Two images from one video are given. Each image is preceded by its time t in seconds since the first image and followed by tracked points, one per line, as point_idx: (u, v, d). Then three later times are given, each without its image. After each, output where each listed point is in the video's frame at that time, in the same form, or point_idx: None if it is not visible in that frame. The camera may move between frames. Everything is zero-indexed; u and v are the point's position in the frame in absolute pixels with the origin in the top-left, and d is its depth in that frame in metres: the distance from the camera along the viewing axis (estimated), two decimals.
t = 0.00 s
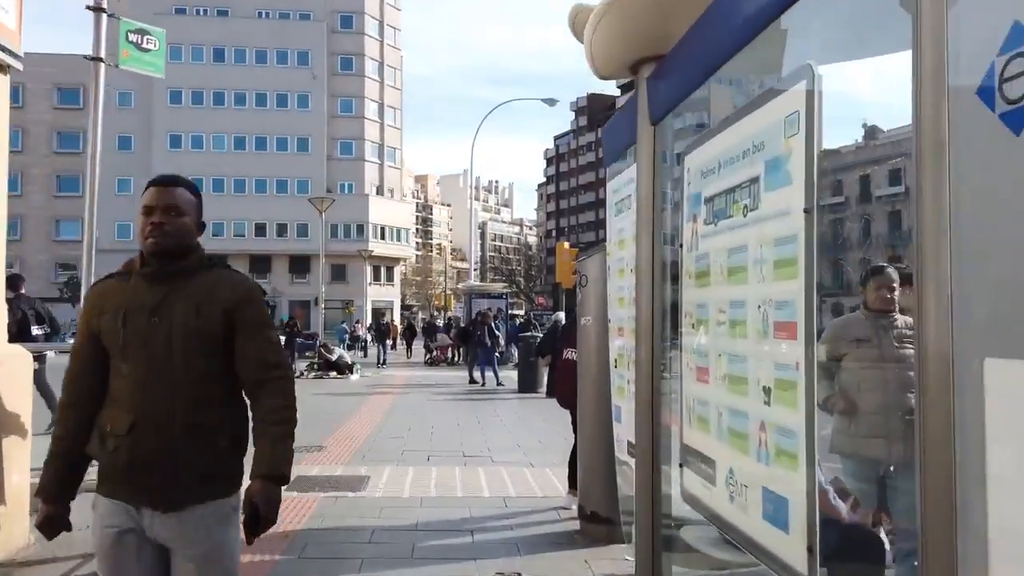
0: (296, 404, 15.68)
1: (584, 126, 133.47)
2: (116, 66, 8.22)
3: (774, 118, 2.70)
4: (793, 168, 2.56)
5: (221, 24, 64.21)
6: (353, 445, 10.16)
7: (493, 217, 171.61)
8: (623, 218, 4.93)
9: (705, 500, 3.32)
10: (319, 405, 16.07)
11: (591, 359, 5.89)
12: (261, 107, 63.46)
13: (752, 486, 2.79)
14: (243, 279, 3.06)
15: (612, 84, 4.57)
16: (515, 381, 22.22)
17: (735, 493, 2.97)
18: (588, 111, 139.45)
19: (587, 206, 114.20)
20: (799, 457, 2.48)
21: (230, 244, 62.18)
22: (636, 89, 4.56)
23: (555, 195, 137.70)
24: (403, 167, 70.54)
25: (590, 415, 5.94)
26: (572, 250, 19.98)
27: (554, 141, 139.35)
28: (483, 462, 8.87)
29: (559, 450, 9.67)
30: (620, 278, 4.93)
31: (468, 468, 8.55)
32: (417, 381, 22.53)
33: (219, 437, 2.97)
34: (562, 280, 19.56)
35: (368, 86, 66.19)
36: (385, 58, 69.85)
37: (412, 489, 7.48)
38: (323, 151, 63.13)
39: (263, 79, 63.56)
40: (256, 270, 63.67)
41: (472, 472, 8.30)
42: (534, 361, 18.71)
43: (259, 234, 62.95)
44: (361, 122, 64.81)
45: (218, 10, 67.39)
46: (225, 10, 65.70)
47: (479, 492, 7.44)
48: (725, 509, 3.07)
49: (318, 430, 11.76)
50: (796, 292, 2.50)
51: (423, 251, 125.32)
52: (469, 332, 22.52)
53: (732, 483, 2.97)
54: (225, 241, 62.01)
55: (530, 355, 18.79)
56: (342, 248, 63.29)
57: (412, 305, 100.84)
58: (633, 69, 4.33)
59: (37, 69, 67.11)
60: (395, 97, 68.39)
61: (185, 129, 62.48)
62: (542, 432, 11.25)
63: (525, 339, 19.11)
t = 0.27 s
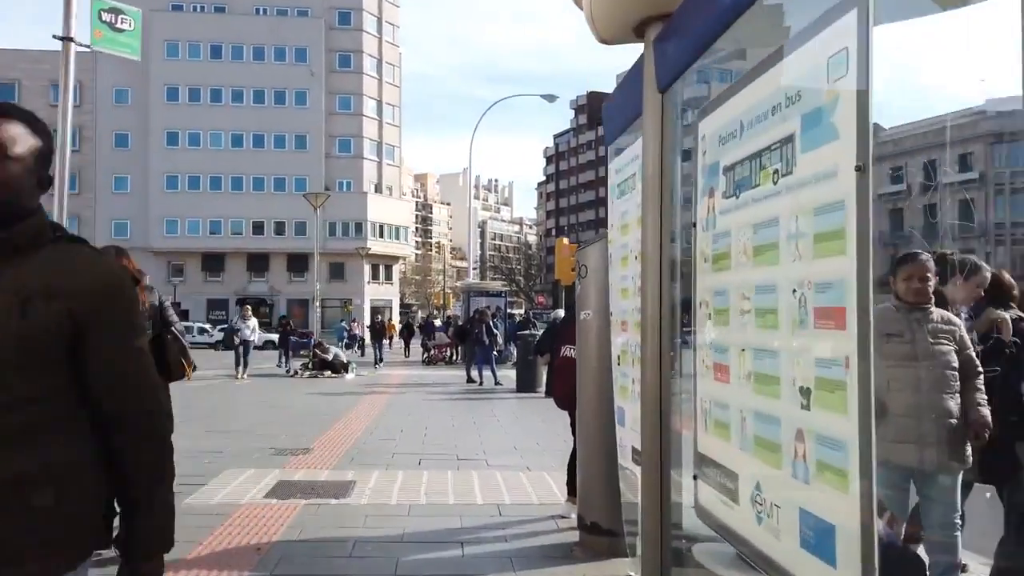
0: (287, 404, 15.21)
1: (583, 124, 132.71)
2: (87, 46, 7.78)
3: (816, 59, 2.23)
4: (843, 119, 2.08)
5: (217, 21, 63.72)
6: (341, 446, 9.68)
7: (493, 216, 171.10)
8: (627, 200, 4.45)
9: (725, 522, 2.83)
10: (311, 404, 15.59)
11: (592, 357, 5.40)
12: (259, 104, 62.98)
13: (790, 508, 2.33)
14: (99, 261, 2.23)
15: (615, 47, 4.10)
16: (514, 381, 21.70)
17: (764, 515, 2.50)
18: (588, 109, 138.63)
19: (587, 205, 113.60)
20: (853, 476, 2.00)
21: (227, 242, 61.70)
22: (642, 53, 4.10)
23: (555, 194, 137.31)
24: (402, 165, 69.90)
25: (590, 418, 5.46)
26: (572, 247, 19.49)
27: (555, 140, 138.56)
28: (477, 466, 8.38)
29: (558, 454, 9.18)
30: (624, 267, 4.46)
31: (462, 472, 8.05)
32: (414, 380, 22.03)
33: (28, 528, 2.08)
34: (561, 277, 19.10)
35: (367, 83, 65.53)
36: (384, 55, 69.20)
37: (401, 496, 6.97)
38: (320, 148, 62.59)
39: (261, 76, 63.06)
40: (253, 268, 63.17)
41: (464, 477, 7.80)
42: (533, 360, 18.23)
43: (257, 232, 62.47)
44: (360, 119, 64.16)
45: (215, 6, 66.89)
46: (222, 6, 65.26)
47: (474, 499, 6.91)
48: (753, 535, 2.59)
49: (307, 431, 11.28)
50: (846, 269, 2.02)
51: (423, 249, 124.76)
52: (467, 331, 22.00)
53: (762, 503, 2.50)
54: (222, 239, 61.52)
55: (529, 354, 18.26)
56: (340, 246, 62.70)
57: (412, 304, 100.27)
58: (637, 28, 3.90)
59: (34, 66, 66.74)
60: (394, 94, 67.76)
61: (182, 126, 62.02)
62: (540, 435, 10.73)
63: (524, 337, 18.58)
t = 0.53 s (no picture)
0: (285, 408, 14.77)
1: (586, 123, 132.30)
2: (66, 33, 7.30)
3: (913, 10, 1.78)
4: (956, 81, 1.64)
5: (218, 19, 63.32)
6: (337, 456, 9.20)
7: (495, 216, 170.76)
8: (648, 194, 3.99)
9: None
10: (308, 408, 15.14)
11: (606, 368, 4.94)
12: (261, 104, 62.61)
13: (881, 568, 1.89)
14: None
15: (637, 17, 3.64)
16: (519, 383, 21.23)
17: (838, 572, 2.07)
18: (590, 108, 138.16)
19: (590, 204, 113.11)
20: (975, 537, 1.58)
21: (228, 242, 61.35)
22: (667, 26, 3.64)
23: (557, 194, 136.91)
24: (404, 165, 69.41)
25: (604, 434, 5.01)
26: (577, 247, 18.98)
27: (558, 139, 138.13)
28: (481, 480, 7.89)
29: (567, 465, 8.71)
30: (643, 270, 4.00)
31: (465, 485, 7.58)
32: (415, 383, 21.58)
33: None
34: (566, 277, 18.63)
35: (368, 83, 65.04)
36: (386, 54, 68.71)
37: (400, 514, 6.47)
38: (322, 147, 62.19)
39: (262, 75, 62.66)
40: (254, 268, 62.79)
41: (465, 492, 7.32)
42: (537, 363, 17.78)
43: (258, 232, 62.04)
44: (361, 118, 63.69)
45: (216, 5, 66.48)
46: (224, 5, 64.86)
47: (478, 517, 6.41)
48: None
49: (302, 437, 10.82)
50: (969, 276, 1.58)
51: (425, 249, 124.48)
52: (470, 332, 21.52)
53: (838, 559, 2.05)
54: (223, 239, 61.17)
55: (532, 356, 17.79)
56: (342, 246, 62.30)
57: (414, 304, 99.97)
58: None
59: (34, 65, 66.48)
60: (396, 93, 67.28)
61: (183, 126, 61.67)
62: (545, 444, 10.26)
63: (528, 339, 18.10)
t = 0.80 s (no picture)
0: (299, 407, 14.39)
1: (603, 123, 131.51)
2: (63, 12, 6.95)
3: None
4: None
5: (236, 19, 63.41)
6: (349, 459, 8.75)
7: (512, 216, 170.36)
8: (693, 166, 3.47)
9: None
10: (324, 407, 14.72)
11: (640, 365, 4.43)
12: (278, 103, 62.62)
13: None
14: None
15: None
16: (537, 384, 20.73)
17: None
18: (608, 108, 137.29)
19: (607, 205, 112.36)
20: None
21: (246, 241, 61.31)
22: None
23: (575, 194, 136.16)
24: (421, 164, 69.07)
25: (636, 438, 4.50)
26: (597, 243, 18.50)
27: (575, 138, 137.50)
28: (500, 486, 7.42)
29: (589, 471, 8.22)
30: (688, 252, 3.51)
31: (482, 492, 7.11)
32: (430, 382, 21.16)
33: None
34: (586, 275, 18.16)
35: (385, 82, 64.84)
36: (402, 53, 68.41)
37: (412, 523, 6.01)
38: (339, 147, 62.04)
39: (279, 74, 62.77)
40: (271, 268, 62.71)
41: (485, 501, 6.81)
42: (556, 363, 17.28)
43: (276, 232, 61.79)
44: (378, 117, 63.51)
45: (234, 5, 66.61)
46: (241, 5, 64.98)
47: (497, 529, 5.92)
48: None
49: (315, 438, 10.41)
50: None
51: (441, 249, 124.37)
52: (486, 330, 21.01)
53: None
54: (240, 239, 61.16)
55: (551, 355, 17.30)
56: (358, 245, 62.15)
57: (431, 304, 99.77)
58: None
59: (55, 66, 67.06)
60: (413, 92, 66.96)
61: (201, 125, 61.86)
62: (567, 448, 9.75)
63: (546, 338, 17.58)
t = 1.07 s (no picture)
0: (298, 412, 13.86)
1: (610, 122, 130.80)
2: None
3: None
4: None
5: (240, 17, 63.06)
6: (345, 470, 8.25)
7: (517, 215, 169.67)
8: (736, 149, 2.94)
9: None
10: (324, 411, 14.21)
11: (666, 376, 3.92)
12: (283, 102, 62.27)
13: None
14: None
15: None
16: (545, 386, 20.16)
17: None
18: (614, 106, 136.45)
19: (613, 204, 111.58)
20: None
21: (250, 240, 60.90)
22: None
23: (581, 193, 135.44)
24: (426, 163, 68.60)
25: (663, 458, 3.99)
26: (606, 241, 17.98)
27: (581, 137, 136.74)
28: (508, 502, 6.91)
29: (602, 485, 7.72)
30: (730, 250, 3.00)
31: (487, 509, 6.60)
32: (434, 385, 20.67)
33: None
34: (595, 275, 17.68)
35: (391, 80, 64.33)
36: (408, 50, 67.94)
37: (411, 547, 5.51)
38: (344, 145, 61.64)
39: (284, 73, 62.38)
40: (275, 267, 62.25)
41: (490, 520, 6.30)
42: (564, 365, 16.77)
43: (280, 231, 61.30)
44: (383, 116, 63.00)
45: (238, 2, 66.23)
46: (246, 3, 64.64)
47: (504, 554, 5.40)
48: None
49: (312, 445, 9.90)
50: None
51: (447, 249, 123.73)
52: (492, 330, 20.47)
53: None
54: (244, 238, 60.75)
55: (558, 357, 16.77)
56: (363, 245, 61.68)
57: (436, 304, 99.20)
58: None
59: (60, 64, 66.86)
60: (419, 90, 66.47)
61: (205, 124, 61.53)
62: (577, 458, 9.25)
63: (554, 339, 17.03)
